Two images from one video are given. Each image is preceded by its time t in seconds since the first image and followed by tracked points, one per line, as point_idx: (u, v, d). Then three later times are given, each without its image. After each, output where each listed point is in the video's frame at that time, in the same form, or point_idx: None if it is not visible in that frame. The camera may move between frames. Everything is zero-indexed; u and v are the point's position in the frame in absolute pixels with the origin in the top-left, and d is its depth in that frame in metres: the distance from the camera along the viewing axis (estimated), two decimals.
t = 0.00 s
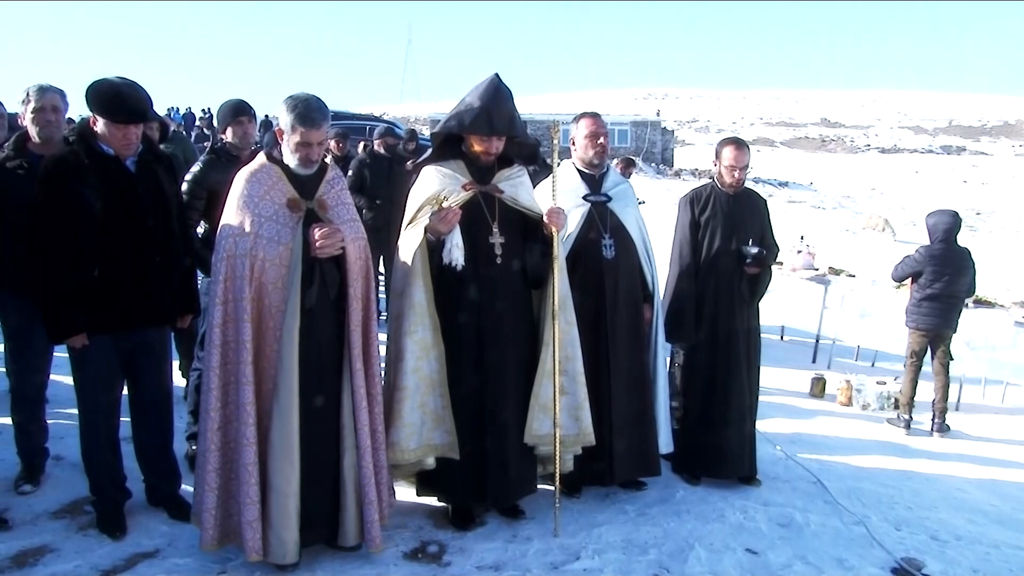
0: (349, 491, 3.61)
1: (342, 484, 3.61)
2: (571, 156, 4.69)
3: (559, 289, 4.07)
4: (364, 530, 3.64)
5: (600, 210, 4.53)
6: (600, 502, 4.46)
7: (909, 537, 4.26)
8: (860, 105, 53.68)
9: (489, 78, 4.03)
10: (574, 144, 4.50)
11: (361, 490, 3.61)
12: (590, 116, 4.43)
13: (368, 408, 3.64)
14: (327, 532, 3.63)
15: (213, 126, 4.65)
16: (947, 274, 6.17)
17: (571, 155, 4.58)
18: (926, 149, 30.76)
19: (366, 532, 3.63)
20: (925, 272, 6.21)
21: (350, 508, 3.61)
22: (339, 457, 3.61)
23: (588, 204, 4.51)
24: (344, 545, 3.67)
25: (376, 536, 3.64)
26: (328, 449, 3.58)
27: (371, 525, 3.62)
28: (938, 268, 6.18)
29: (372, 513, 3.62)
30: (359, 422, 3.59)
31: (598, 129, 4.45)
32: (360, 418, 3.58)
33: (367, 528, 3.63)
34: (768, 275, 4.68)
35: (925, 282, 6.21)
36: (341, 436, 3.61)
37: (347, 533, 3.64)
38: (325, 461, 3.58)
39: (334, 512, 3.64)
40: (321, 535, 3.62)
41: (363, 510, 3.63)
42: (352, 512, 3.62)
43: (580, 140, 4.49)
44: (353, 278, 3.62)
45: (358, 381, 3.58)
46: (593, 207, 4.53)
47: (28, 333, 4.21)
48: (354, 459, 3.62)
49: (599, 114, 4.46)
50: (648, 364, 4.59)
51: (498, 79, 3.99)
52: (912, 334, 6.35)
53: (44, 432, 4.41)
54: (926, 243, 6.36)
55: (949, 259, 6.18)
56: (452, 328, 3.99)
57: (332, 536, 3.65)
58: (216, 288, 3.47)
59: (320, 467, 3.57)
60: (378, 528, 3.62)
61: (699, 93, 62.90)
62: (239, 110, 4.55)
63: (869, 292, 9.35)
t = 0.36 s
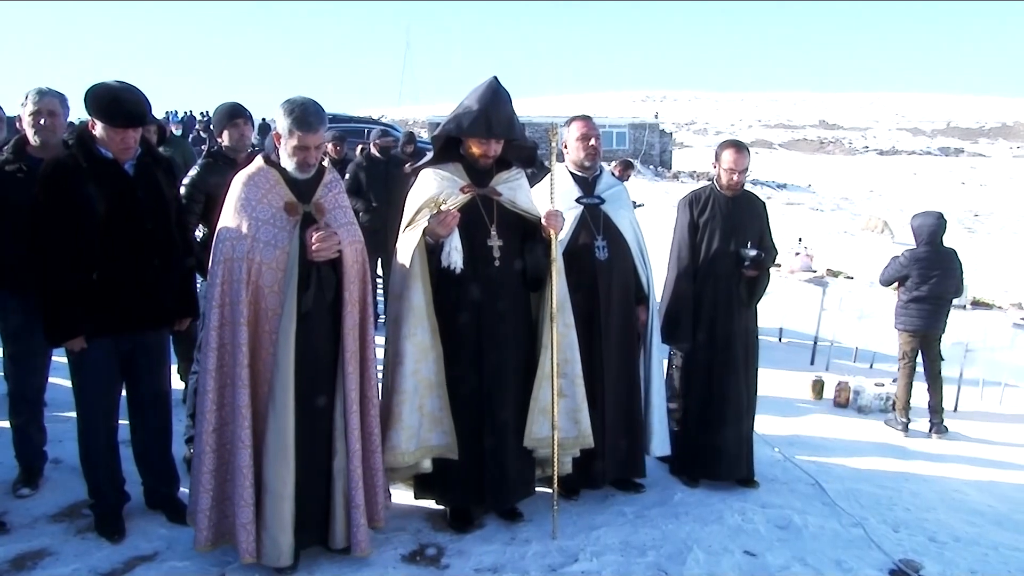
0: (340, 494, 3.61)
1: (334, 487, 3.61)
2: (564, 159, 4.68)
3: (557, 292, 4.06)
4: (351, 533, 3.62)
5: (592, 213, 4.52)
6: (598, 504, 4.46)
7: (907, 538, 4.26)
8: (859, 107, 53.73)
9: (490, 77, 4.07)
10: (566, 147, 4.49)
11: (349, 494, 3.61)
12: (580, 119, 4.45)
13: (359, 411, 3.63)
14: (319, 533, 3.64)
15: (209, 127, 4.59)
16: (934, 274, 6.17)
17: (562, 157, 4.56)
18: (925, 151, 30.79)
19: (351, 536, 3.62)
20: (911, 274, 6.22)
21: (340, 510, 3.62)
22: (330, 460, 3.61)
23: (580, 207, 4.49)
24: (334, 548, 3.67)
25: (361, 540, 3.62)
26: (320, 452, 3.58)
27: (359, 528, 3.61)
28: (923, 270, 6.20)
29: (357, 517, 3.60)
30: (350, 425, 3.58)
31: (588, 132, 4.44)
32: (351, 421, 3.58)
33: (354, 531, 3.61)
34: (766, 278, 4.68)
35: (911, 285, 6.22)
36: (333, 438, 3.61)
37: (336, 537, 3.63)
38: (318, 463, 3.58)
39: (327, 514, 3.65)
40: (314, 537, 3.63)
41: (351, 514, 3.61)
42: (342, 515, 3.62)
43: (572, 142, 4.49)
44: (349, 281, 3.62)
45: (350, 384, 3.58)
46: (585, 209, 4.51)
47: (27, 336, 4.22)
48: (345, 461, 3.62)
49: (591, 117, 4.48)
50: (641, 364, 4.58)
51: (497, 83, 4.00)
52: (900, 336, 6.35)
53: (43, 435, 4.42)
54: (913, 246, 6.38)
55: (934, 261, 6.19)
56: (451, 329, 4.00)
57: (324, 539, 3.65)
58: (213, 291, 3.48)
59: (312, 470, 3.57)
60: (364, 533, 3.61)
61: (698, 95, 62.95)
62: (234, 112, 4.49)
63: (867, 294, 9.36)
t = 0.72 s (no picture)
0: (346, 494, 3.61)
1: (338, 487, 3.61)
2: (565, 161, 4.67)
3: (559, 292, 4.06)
4: (360, 534, 3.63)
5: (592, 213, 4.51)
6: (599, 504, 4.46)
7: (909, 539, 4.26)
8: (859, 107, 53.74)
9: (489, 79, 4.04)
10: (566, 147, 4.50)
11: (357, 494, 3.61)
12: (580, 119, 4.46)
13: (365, 411, 3.64)
14: (323, 535, 3.64)
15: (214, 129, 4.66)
16: (925, 275, 6.18)
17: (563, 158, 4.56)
18: (925, 151, 30.80)
19: (361, 536, 3.62)
20: (903, 274, 6.24)
21: (347, 511, 3.62)
22: (335, 461, 3.61)
23: (580, 208, 4.49)
24: (339, 549, 3.67)
25: (370, 541, 3.63)
26: (324, 452, 3.58)
27: (366, 529, 3.61)
28: (915, 271, 6.20)
29: (366, 518, 3.60)
30: (355, 426, 3.59)
31: (588, 132, 4.45)
32: (357, 421, 3.59)
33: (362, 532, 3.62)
34: (770, 280, 4.67)
35: (903, 285, 6.23)
36: (338, 439, 3.61)
37: (342, 538, 3.64)
38: (322, 463, 3.58)
39: (332, 514, 3.65)
40: (318, 539, 3.63)
41: (358, 514, 3.62)
42: (348, 515, 3.62)
43: (572, 143, 4.50)
44: (352, 282, 3.63)
45: (355, 385, 3.59)
46: (585, 209, 4.50)
47: (29, 338, 4.22)
48: (351, 462, 3.62)
49: (590, 117, 4.48)
50: (640, 363, 4.58)
51: (499, 83, 4.00)
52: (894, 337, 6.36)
53: (46, 435, 4.42)
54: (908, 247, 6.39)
55: (926, 261, 6.20)
56: (453, 330, 4.00)
57: (329, 540, 3.65)
58: (216, 291, 3.47)
59: (316, 470, 3.57)
60: (372, 533, 3.61)
61: (698, 96, 62.94)
62: (239, 112, 4.56)
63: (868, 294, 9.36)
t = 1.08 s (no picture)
0: (353, 494, 3.61)
1: (345, 487, 3.61)
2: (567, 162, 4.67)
3: (562, 293, 4.06)
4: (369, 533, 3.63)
5: (595, 214, 4.51)
6: (601, 505, 4.46)
7: (911, 541, 4.26)
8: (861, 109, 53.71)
9: (492, 79, 4.11)
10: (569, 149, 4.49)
11: (365, 493, 3.62)
12: (584, 121, 4.41)
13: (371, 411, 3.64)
14: (329, 535, 3.63)
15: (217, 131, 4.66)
16: (926, 288, 6.18)
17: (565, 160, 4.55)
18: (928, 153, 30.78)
19: (370, 536, 3.62)
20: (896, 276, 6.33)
21: (354, 512, 3.61)
22: (341, 461, 3.61)
23: (583, 209, 4.49)
24: (346, 550, 3.66)
25: (380, 540, 3.63)
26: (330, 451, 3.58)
27: (376, 529, 3.61)
28: (914, 284, 6.21)
29: (375, 517, 3.61)
30: (362, 425, 3.59)
31: (592, 133, 4.40)
32: (364, 421, 3.59)
33: (372, 532, 3.62)
34: (780, 284, 4.67)
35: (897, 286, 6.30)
36: (343, 438, 3.62)
37: (348, 539, 3.62)
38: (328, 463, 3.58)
39: (337, 514, 3.65)
40: (324, 539, 3.62)
41: (367, 514, 3.62)
42: (357, 514, 3.62)
43: (575, 145, 4.48)
44: (356, 281, 3.63)
45: (360, 384, 3.59)
46: (588, 211, 4.50)
47: (31, 338, 4.23)
48: (358, 462, 3.62)
49: (594, 119, 4.44)
50: (643, 363, 4.58)
51: (503, 84, 4.00)
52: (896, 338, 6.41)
53: (49, 435, 4.43)
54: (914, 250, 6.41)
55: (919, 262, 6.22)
56: (458, 330, 3.99)
57: (334, 540, 3.64)
58: (220, 291, 3.47)
59: (321, 470, 3.57)
60: (382, 532, 3.61)
61: (700, 97, 62.92)
62: (241, 114, 4.57)
63: (871, 296, 9.35)
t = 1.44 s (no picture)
0: (354, 494, 3.60)
1: (348, 487, 3.61)
2: (571, 162, 4.67)
3: (565, 293, 4.07)
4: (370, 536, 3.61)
5: (598, 214, 4.51)
6: (604, 505, 4.46)
7: (913, 542, 4.26)
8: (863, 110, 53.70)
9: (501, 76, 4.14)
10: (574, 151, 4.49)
11: (366, 493, 3.60)
12: (590, 123, 4.43)
13: (374, 410, 3.64)
14: (332, 536, 3.63)
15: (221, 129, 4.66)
16: (944, 290, 6.08)
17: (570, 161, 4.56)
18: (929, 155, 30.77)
19: (370, 538, 3.61)
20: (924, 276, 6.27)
21: (355, 513, 3.60)
22: (345, 461, 3.61)
23: (586, 208, 4.48)
24: (347, 551, 3.65)
25: (381, 542, 3.61)
26: (333, 450, 3.59)
27: (377, 530, 3.60)
28: (932, 289, 6.14)
29: (375, 519, 3.59)
30: (364, 424, 3.59)
31: (597, 136, 4.44)
32: (365, 420, 3.59)
33: (372, 533, 3.60)
34: (790, 287, 4.69)
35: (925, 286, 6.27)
36: (346, 437, 3.62)
37: (350, 540, 3.62)
38: (332, 462, 3.59)
39: (340, 514, 3.64)
40: (327, 539, 3.62)
41: (369, 515, 3.61)
42: (358, 515, 3.61)
43: (579, 147, 4.49)
44: (361, 280, 3.63)
45: (364, 383, 3.59)
46: (592, 211, 4.50)
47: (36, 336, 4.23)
48: (359, 462, 3.62)
49: (600, 121, 4.46)
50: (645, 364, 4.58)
51: (508, 83, 4.00)
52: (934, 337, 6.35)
53: (52, 432, 4.43)
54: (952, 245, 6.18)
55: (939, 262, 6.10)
56: (464, 328, 3.99)
57: (336, 541, 3.64)
58: (225, 288, 3.47)
59: (324, 469, 3.57)
60: (383, 535, 3.59)
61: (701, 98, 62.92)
62: (245, 111, 4.55)
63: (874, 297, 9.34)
